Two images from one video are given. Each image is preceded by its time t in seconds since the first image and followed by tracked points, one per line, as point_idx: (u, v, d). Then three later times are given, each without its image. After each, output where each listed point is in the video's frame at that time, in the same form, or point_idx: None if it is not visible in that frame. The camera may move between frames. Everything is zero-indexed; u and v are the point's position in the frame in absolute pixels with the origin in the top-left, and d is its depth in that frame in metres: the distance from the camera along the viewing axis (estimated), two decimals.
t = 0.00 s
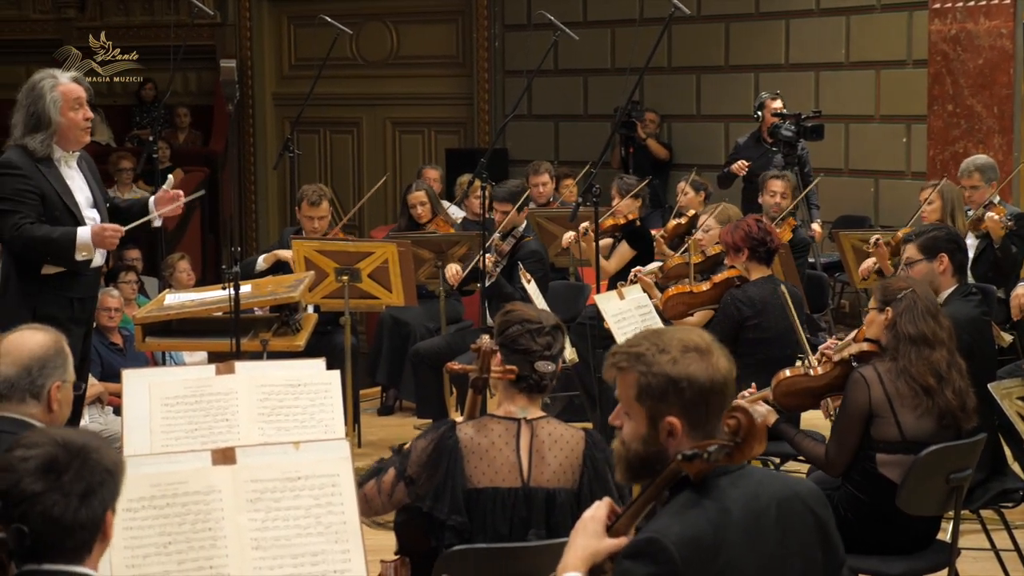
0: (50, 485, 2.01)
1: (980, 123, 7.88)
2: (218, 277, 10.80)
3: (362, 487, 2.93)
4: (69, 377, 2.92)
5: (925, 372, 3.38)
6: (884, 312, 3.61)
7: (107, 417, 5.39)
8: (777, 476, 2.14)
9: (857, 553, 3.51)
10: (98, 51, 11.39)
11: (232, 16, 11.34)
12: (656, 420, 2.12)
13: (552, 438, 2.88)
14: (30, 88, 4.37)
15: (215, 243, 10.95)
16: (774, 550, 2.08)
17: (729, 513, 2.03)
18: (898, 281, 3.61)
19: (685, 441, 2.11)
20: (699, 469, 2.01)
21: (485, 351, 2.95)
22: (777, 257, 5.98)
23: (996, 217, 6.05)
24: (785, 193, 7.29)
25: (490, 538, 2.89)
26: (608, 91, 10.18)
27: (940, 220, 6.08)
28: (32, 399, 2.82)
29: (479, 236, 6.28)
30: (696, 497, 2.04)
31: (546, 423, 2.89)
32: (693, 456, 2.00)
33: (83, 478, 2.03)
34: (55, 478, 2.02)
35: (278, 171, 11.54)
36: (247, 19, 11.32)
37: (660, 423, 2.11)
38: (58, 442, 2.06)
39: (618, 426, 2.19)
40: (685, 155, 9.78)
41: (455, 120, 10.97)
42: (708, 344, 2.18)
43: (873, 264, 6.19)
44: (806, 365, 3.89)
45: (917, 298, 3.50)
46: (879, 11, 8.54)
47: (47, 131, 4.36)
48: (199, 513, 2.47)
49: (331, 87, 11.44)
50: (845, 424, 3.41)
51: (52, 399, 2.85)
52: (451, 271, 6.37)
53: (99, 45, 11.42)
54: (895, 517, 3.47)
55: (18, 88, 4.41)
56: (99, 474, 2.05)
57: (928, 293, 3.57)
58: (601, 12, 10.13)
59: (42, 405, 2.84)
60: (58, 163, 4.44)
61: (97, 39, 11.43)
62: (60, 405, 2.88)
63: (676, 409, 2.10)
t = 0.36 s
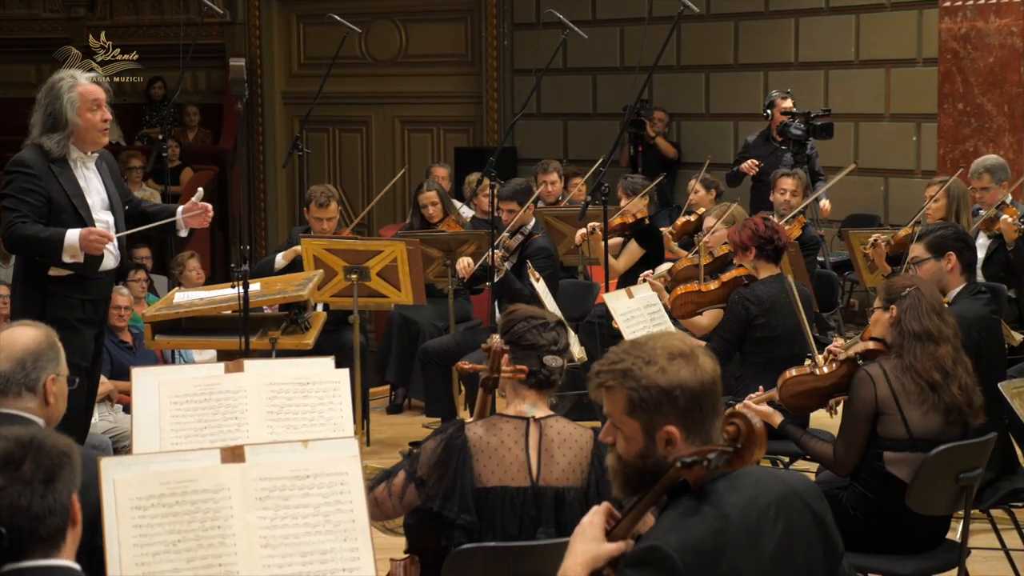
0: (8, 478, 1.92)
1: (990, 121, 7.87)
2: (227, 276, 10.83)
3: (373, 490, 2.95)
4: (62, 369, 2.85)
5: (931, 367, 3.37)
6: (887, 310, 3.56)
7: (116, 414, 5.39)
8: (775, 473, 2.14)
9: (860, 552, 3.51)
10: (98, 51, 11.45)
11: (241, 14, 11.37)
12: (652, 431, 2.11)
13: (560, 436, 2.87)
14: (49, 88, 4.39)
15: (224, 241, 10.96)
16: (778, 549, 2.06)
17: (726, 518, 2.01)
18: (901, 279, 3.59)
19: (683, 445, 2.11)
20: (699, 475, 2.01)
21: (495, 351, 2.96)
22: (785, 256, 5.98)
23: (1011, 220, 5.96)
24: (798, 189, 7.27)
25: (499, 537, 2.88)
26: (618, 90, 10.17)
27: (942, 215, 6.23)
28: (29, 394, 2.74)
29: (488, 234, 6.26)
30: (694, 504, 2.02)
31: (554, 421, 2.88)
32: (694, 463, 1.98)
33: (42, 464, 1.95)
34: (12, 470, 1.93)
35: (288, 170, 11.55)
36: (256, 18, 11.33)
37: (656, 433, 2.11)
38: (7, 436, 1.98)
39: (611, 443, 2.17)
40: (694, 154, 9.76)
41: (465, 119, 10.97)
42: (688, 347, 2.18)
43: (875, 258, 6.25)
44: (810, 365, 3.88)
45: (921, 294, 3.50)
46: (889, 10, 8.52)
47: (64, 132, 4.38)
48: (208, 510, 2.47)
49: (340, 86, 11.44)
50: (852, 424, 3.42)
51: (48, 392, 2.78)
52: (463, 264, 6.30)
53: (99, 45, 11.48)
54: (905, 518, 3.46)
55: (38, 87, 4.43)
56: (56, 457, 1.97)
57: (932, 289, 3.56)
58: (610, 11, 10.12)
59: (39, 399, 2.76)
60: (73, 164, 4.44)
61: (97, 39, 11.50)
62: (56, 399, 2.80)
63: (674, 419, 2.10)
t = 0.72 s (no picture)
0: None
1: (998, 120, 7.84)
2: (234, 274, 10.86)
3: (376, 477, 2.94)
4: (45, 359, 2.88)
5: (935, 366, 3.36)
6: (890, 307, 3.54)
7: (123, 412, 5.41)
8: (779, 471, 2.12)
9: (866, 551, 3.50)
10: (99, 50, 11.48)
11: (248, 13, 11.36)
12: (655, 431, 2.12)
13: (568, 435, 2.87)
14: (60, 85, 4.42)
15: (231, 239, 10.99)
16: (783, 551, 2.05)
17: (731, 516, 2.01)
18: (904, 275, 3.56)
19: (688, 444, 2.11)
20: (704, 473, 2.02)
21: (502, 347, 3.02)
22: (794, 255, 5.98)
23: None
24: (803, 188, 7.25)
25: (503, 534, 2.88)
26: (624, 89, 10.17)
27: (949, 213, 6.29)
28: (16, 387, 2.78)
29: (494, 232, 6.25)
30: (699, 501, 2.03)
31: (562, 420, 2.88)
32: (699, 460, 2.00)
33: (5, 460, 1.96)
34: None
35: (295, 168, 11.56)
36: (263, 16, 11.33)
37: (660, 433, 2.12)
38: None
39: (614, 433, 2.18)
40: (701, 152, 9.76)
41: (472, 117, 10.97)
42: (698, 347, 2.17)
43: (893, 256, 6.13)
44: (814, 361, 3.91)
45: (923, 292, 3.48)
46: (897, 7, 8.50)
47: (72, 129, 4.40)
48: (214, 509, 2.47)
49: (347, 84, 11.45)
50: (855, 424, 3.41)
51: (34, 383, 2.81)
52: (471, 269, 6.35)
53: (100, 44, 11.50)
54: (912, 518, 3.45)
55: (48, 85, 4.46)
56: (18, 453, 1.98)
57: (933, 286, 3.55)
58: (616, 9, 10.12)
59: (26, 391, 2.80)
60: (81, 162, 4.45)
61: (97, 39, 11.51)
62: (42, 389, 2.83)
63: (678, 418, 2.10)
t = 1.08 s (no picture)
0: None
1: (1000, 120, 7.81)
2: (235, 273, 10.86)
3: (380, 488, 2.93)
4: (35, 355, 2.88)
5: (926, 364, 3.36)
6: (884, 304, 3.55)
7: (124, 411, 5.43)
8: (781, 471, 2.13)
9: (870, 552, 3.50)
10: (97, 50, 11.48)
11: (249, 13, 11.36)
12: (656, 415, 2.12)
13: (571, 435, 2.89)
14: (70, 84, 4.42)
15: (231, 239, 11.01)
16: (789, 549, 2.06)
17: (734, 514, 2.02)
18: (898, 272, 3.56)
19: (690, 438, 2.12)
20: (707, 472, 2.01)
21: (502, 349, 3.02)
22: (794, 255, 5.97)
23: None
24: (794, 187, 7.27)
25: (507, 534, 2.88)
26: (625, 89, 10.17)
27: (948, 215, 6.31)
28: (10, 385, 2.79)
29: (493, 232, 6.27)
30: (703, 499, 2.04)
31: (564, 421, 2.90)
32: (703, 458, 1.99)
33: None
34: None
35: (296, 167, 11.56)
36: (263, 16, 11.32)
37: (659, 417, 2.12)
38: None
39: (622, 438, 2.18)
40: (702, 152, 9.77)
41: (472, 116, 10.98)
42: (694, 338, 2.19)
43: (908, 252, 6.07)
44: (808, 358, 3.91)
45: (917, 289, 3.48)
46: (898, 7, 8.50)
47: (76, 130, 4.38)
48: (215, 508, 2.47)
49: (348, 84, 11.45)
50: (847, 423, 3.43)
51: (26, 380, 2.81)
52: (466, 264, 6.39)
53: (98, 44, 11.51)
54: (914, 519, 3.45)
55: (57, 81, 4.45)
56: None
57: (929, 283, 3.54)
58: (616, 9, 10.12)
59: (19, 389, 2.81)
60: (83, 161, 4.47)
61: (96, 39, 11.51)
62: (34, 386, 2.84)
63: (674, 404, 2.11)
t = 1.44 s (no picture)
0: None
1: (1005, 120, 7.78)
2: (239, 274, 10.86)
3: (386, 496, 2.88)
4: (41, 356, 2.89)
5: (930, 363, 3.36)
6: (885, 306, 3.56)
7: (129, 412, 5.43)
8: (790, 474, 2.15)
9: (877, 553, 3.49)
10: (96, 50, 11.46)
11: (253, 13, 11.38)
12: (668, 392, 2.15)
13: (576, 435, 2.89)
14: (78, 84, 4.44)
15: (236, 239, 11.01)
16: (799, 546, 2.08)
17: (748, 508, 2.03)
18: (898, 274, 3.57)
19: (703, 424, 2.13)
20: (718, 466, 2.07)
21: (502, 351, 2.90)
22: (798, 255, 5.98)
23: None
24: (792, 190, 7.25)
25: (515, 535, 2.88)
26: (629, 89, 10.17)
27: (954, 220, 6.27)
28: (17, 385, 2.80)
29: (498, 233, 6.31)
30: (714, 493, 2.05)
31: (568, 421, 2.89)
32: (712, 451, 2.05)
33: None
34: None
35: (300, 169, 11.57)
36: (268, 16, 11.35)
37: (670, 396, 2.15)
38: None
39: (639, 426, 2.21)
40: (707, 153, 9.76)
41: (476, 117, 10.99)
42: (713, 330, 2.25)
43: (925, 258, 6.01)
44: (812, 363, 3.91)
45: (918, 290, 3.49)
46: (903, 7, 8.50)
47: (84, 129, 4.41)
48: (219, 508, 2.48)
49: (352, 84, 11.46)
50: (854, 423, 3.42)
51: (33, 381, 2.82)
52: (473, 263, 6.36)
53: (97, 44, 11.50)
54: (920, 521, 3.45)
55: (63, 80, 4.46)
56: None
57: (929, 285, 3.55)
58: (620, 9, 10.13)
59: (26, 389, 2.81)
60: (83, 161, 4.49)
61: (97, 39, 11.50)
62: (40, 387, 2.84)
63: (687, 384, 2.14)
